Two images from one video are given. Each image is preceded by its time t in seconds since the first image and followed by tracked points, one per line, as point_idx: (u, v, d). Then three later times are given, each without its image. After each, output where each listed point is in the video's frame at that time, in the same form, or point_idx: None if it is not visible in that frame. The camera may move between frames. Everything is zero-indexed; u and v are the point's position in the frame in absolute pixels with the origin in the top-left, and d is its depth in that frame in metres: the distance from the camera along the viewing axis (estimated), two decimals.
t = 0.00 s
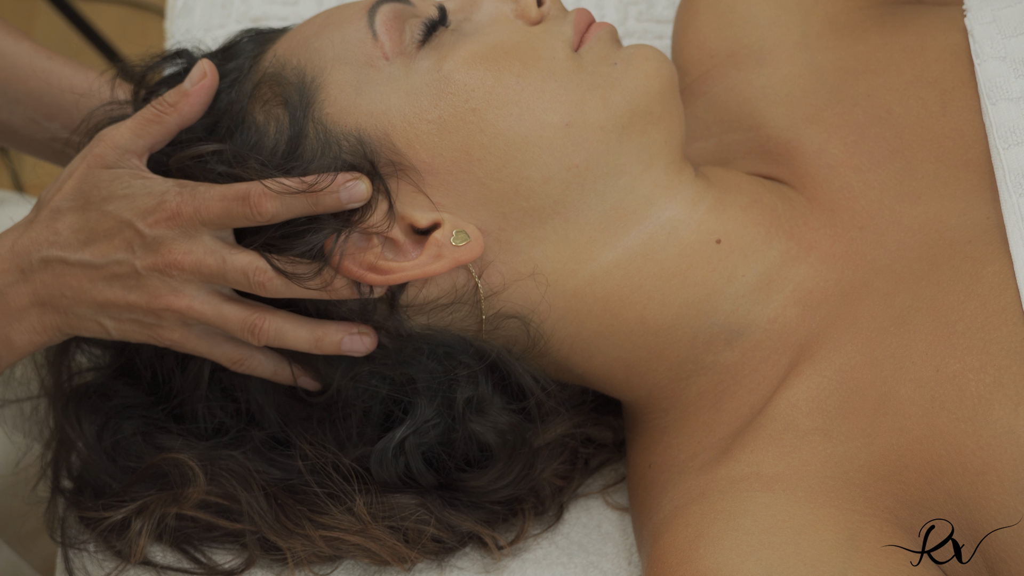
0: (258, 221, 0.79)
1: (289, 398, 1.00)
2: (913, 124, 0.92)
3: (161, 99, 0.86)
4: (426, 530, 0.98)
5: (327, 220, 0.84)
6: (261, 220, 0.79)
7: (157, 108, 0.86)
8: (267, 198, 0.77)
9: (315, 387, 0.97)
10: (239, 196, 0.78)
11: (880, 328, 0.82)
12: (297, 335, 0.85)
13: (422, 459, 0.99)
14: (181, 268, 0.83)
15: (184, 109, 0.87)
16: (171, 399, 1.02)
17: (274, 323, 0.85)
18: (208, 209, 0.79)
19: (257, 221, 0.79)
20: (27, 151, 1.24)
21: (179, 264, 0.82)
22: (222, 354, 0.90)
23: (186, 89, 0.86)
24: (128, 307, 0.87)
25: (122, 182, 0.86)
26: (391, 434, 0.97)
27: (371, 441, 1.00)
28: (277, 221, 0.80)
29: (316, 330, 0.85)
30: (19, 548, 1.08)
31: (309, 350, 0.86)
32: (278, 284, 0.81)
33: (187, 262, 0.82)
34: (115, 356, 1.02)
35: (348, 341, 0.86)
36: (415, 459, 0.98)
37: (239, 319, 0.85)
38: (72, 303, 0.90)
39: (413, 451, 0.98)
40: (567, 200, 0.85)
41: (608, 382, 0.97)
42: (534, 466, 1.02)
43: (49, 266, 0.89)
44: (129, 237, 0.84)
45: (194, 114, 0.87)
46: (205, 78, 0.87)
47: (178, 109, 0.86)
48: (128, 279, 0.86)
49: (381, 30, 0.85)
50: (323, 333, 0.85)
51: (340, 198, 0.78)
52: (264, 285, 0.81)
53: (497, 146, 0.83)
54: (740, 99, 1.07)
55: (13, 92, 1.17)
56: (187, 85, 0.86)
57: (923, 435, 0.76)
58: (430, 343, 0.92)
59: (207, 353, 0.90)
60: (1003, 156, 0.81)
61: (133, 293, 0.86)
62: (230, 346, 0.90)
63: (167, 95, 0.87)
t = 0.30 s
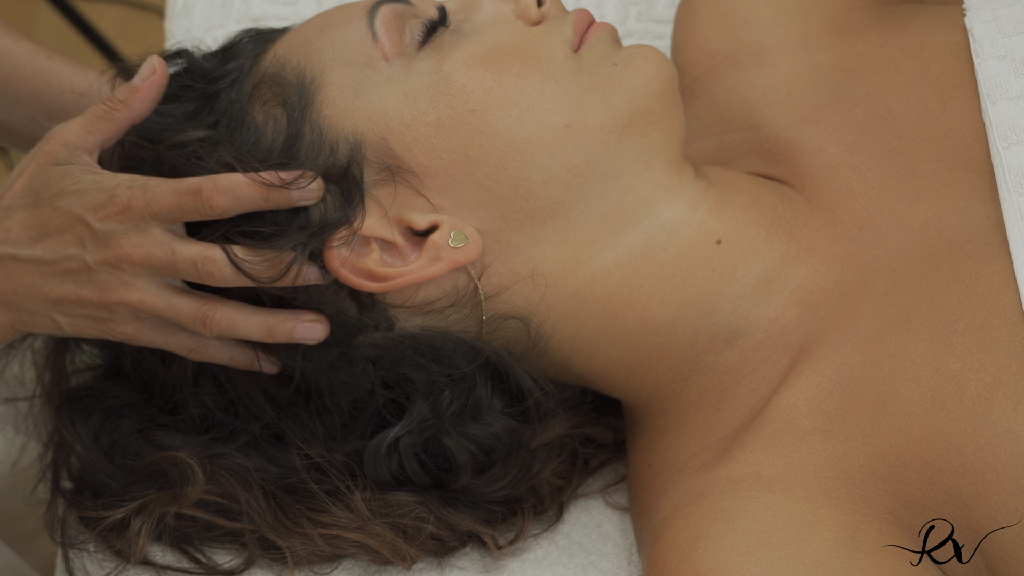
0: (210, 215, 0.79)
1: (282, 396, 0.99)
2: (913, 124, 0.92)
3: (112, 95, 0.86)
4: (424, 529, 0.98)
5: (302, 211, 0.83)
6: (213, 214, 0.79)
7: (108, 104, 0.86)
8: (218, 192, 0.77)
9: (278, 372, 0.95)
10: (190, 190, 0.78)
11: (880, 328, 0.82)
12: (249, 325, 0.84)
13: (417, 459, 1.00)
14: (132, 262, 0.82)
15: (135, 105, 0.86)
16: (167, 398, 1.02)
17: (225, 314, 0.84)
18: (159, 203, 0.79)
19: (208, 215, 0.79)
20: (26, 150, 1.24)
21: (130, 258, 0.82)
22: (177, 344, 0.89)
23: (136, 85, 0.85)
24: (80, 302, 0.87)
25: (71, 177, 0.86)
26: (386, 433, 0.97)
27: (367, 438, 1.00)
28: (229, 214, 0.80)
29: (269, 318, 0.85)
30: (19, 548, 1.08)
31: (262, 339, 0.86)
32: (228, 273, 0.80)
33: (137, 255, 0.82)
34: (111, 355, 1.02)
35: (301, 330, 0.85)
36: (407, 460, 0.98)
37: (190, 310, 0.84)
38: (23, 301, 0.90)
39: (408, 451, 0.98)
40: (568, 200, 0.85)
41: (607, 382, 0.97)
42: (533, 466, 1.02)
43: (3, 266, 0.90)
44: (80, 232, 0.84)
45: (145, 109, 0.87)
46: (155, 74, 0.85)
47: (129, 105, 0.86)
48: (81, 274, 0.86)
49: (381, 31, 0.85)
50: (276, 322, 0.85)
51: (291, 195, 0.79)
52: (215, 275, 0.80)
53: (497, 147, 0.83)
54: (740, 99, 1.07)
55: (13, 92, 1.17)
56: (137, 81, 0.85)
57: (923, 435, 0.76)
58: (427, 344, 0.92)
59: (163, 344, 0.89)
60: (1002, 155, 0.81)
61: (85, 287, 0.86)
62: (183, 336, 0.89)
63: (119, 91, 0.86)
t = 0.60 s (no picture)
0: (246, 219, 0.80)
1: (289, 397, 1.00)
2: (913, 124, 0.92)
3: (142, 108, 0.85)
4: (425, 531, 0.98)
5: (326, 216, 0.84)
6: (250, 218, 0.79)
7: (138, 118, 0.85)
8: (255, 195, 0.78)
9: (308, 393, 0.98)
10: (226, 196, 0.78)
11: (880, 328, 0.82)
12: (291, 345, 0.86)
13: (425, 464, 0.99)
14: (170, 278, 0.84)
15: (166, 118, 0.86)
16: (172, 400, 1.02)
17: (267, 333, 0.86)
18: (197, 215, 0.80)
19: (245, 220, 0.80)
20: (26, 151, 1.24)
21: (168, 273, 0.83)
22: (215, 360, 0.91)
23: (167, 99, 0.85)
24: (118, 317, 0.88)
25: (106, 192, 0.86)
26: (397, 438, 0.97)
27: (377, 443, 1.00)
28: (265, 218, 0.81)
29: (311, 340, 0.86)
30: (19, 548, 1.09)
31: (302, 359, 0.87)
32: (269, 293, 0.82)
33: (176, 272, 0.83)
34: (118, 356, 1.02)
35: (341, 352, 0.87)
36: (417, 464, 0.98)
37: (232, 329, 0.86)
38: (62, 315, 0.91)
39: (418, 457, 0.98)
40: (572, 201, 0.85)
41: (608, 382, 0.97)
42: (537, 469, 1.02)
43: (37, 280, 0.90)
44: (118, 248, 0.85)
45: (176, 122, 0.86)
46: (185, 87, 0.85)
47: (160, 119, 0.85)
48: (118, 290, 0.87)
49: (382, 33, 0.85)
50: (317, 344, 0.86)
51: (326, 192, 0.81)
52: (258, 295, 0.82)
53: (500, 149, 0.83)
54: (740, 99, 1.07)
55: (13, 93, 1.17)
56: (167, 94, 0.85)
57: (922, 435, 0.76)
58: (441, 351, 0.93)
59: (200, 359, 0.90)
60: (1002, 155, 0.81)
61: (123, 303, 0.87)
62: (222, 353, 0.91)
63: (148, 104, 0.85)
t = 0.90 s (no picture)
0: (313, 220, 0.80)
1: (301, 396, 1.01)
2: (913, 123, 0.92)
3: (197, 104, 0.82)
4: (426, 531, 0.98)
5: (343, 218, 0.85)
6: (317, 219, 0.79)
7: (194, 115, 0.82)
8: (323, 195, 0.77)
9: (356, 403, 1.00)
10: (293, 197, 0.78)
11: (880, 328, 0.82)
12: (353, 348, 0.87)
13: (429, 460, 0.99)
14: (232, 282, 0.84)
15: (222, 114, 0.83)
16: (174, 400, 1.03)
17: (330, 336, 0.87)
18: (261, 215, 0.80)
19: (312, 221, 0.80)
20: (27, 151, 1.24)
21: (230, 277, 0.84)
22: (270, 367, 0.92)
23: (223, 94, 0.81)
24: (176, 320, 0.88)
25: (164, 192, 0.84)
26: (401, 435, 0.97)
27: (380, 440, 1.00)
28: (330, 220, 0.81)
29: (372, 342, 0.88)
30: (19, 548, 1.09)
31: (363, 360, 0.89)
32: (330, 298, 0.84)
33: (239, 275, 0.83)
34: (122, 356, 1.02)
35: (403, 354, 0.89)
36: (422, 459, 0.98)
37: (294, 331, 0.86)
38: (117, 316, 0.89)
39: (422, 451, 0.98)
40: (573, 199, 0.85)
41: (608, 382, 0.97)
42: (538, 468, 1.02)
43: (92, 280, 0.88)
44: (177, 250, 0.84)
45: (232, 118, 0.83)
46: (241, 82, 0.81)
47: (216, 116, 0.82)
48: (177, 293, 0.87)
49: (382, 31, 0.85)
50: (378, 345, 0.88)
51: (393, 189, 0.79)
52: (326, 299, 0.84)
53: (503, 146, 0.83)
54: (740, 98, 1.07)
55: (13, 93, 1.17)
56: (223, 90, 0.81)
57: (922, 434, 0.76)
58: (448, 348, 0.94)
59: (253, 364, 0.91)
60: (1002, 155, 0.81)
61: (182, 306, 0.87)
62: (278, 360, 0.92)
63: (204, 99, 0.82)
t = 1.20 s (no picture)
0: (351, 228, 0.80)
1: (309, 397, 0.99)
2: (913, 123, 0.92)
3: (237, 110, 0.80)
4: (426, 531, 0.98)
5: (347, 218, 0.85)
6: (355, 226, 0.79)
7: (234, 121, 0.80)
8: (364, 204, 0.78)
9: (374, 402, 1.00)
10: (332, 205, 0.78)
11: (880, 328, 0.82)
12: (385, 350, 0.88)
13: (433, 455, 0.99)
14: (265, 290, 0.84)
15: (262, 121, 0.80)
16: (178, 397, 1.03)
17: (360, 342, 0.87)
18: (297, 225, 0.80)
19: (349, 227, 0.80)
20: (27, 151, 1.24)
21: (264, 285, 0.84)
22: (297, 372, 0.92)
23: (264, 102, 0.79)
24: (207, 325, 0.88)
25: (198, 199, 0.84)
26: (402, 433, 0.97)
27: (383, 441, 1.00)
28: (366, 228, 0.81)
29: (403, 342, 0.88)
30: (19, 548, 1.09)
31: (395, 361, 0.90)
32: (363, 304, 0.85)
33: (273, 283, 0.84)
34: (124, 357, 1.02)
35: (434, 351, 0.90)
36: (424, 455, 0.98)
37: (324, 337, 0.87)
38: (148, 320, 0.89)
39: (425, 447, 0.98)
40: (571, 199, 0.85)
41: (608, 381, 0.97)
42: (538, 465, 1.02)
43: (123, 285, 0.88)
44: (210, 258, 0.84)
45: (272, 125, 0.81)
46: (285, 91, 0.79)
47: (256, 123, 0.80)
48: (210, 298, 0.87)
49: (381, 30, 0.85)
50: (409, 347, 0.89)
51: (432, 194, 0.79)
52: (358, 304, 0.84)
53: (501, 145, 0.83)
54: (740, 98, 1.07)
55: (12, 93, 1.17)
56: (265, 97, 0.79)
57: (922, 434, 0.76)
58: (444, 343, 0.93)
59: (283, 370, 0.91)
60: (1002, 155, 0.81)
61: (213, 312, 0.87)
62: (305, 365, 0.92)
63: (244, 105, 0.80)
